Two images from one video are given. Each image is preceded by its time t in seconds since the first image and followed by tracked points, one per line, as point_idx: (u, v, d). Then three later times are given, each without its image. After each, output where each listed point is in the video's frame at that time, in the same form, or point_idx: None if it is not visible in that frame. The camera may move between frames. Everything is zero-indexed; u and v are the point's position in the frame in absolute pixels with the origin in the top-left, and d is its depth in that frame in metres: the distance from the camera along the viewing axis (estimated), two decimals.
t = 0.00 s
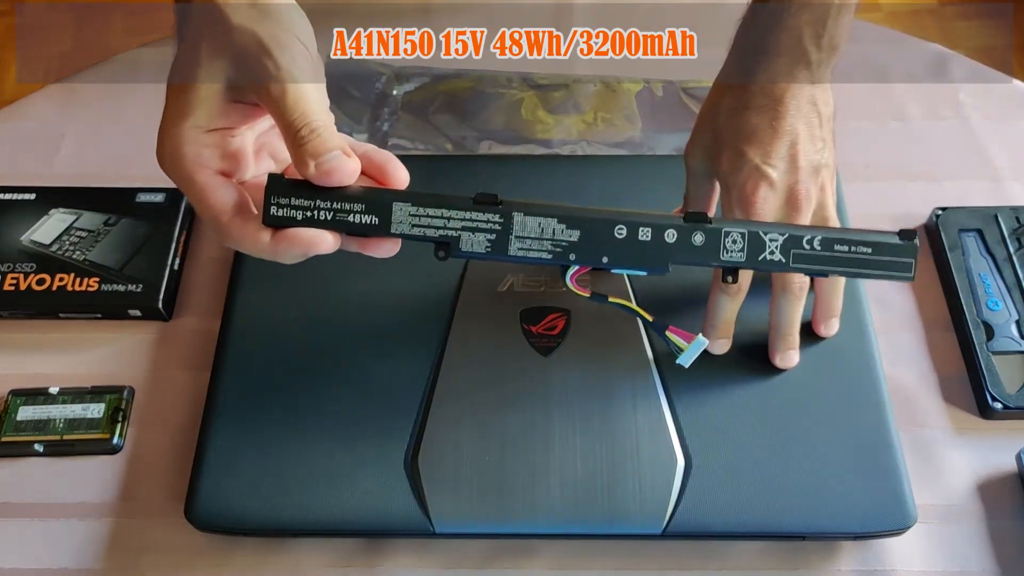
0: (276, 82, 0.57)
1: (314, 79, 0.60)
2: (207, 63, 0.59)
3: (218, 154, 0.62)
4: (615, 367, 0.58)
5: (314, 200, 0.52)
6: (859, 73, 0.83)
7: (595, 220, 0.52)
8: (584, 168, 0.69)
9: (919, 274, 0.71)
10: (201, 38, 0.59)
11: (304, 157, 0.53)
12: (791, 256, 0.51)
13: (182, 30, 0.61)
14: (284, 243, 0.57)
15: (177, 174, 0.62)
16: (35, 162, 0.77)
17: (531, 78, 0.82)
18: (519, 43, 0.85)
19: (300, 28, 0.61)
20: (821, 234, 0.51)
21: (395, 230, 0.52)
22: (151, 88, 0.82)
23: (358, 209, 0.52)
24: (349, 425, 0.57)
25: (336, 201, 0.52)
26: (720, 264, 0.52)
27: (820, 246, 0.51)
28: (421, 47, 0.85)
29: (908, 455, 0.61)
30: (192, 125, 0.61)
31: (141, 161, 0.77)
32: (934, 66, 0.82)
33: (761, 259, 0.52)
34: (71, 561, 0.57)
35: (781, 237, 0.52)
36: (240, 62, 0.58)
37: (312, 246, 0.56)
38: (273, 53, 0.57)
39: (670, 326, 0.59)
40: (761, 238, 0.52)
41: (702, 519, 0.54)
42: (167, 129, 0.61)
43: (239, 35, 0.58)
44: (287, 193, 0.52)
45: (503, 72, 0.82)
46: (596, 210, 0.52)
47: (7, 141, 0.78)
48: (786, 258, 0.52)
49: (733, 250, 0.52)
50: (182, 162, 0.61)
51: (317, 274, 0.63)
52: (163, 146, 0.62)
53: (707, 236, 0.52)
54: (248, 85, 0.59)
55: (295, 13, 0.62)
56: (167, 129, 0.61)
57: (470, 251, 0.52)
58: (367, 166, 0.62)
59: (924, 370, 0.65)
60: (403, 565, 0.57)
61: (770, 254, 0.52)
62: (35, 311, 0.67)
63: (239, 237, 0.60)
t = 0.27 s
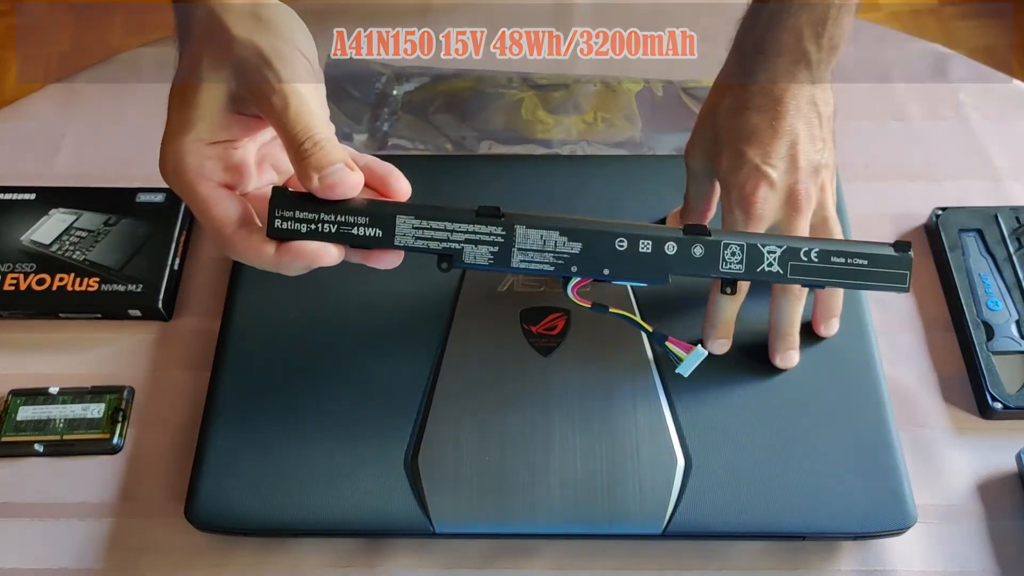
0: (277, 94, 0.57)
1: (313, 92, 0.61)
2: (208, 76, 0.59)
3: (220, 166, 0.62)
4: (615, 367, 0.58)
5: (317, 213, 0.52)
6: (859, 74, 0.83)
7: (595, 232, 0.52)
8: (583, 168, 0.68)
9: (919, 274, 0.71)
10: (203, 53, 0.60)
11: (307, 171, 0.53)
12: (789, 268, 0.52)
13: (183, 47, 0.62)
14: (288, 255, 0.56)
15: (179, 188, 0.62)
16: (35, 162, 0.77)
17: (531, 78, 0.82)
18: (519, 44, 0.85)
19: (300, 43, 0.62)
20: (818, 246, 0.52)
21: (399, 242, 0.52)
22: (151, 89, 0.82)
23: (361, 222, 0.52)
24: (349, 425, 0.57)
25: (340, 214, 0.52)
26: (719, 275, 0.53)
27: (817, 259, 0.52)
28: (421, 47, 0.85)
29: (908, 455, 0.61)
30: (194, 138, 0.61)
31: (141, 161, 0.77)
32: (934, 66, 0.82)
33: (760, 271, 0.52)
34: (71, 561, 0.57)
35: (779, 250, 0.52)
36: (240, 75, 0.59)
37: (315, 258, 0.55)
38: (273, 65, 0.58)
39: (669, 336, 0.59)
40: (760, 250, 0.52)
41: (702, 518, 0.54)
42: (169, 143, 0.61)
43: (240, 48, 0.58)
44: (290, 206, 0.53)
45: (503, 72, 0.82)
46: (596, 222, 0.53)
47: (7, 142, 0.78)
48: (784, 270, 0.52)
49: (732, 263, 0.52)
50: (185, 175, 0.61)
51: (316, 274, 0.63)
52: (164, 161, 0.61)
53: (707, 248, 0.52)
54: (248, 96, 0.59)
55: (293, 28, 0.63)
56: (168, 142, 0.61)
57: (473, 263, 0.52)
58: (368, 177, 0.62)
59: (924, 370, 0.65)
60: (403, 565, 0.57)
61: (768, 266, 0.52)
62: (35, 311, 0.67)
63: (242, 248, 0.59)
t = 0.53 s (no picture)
0: (271, 98, 0.56)
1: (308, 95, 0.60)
2: (203, 80, 0.59)
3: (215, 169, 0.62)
4: (615, 367, 0.58)
5: (311, 216, 0.52)
6: (859, 73, 0.83)
7: (585, 236, 0.52)
8: (583, 167, 0.68)
9: (919, 274, 0.71)
10: (198, 56, 0.59)
11: (301, 175, 0.53)
12: (775, 273, 0.52)
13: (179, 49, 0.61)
14: (281, 257, 0.57)
15: (176, 190, 0.62)
16: (35, 162, 0.77)
17: (531, 78, 0.82)
18: (519, 44, 0.85)
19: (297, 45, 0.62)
20: (803, 251, 0.52)
21: (390, 245, 0.52)
22: (151, 89, 0.82)
23: (354, 225, 0.52)
24: (349, 425, 0.57)
25: (333, 216, 0.52)
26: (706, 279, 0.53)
27: (802, 263, 0.52)
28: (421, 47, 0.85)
29: (908, 455, 0.61)
30: (190, 141, 0.60)
31: (141, 161, 0.77)
32: (934, 66, 0.82)
33: (747, 275, 0.52)
34: (71, 561, 0.57)
35: (765, 254, 0.52)
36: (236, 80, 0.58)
37: (308, 260, 0.57)
38: (268, 69, 0.57)
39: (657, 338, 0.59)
40: (746, 255, 0.52)
41: (702, 518, 0.54)
42: (164, 145, 0.61)
43: (235, 51, 0.58)
44: (284, 209, 0.53)
45: (503, 72, 0.82)
46: (585, 226, 0.52)
47: (7, 141, 0.78)
48: (769, 274, 0.52)
49: (719, 267, 0.52)
50: (181, 177, 0.61)
51: (316, 274, 0.63)
52: (160, 162, 0.62)
53: (695, 252, 0.52)
54: (243, 100, 0.59)
55: (290, 28, 0.62)
56: (164, 144, 0.61)
57: (464, 266, 0.52)
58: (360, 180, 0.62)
59: (924, 370, 0.65)
60: (403, 565, 0.57)
61: (754, 270, 0.52)
62: (35, 311, 0.67)
63: (237, 251, 0.60)
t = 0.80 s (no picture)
0: (269, 91, 0.56)
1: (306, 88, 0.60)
2: (202, 74, 0.59)
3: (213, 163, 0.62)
4: (614, 367, 0.58)
5: (308, 208, 0.52)
6: (859, 73, 0.83)
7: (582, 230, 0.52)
8: (583, 167, 0.68)
9: (919, 274, 0.71)
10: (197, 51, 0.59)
11: (299, 167, 0.52)
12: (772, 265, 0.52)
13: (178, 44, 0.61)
14: (280, 249, 0.56)
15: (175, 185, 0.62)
16: (35, 162, 0.77)
17: (531, 78, 0.82)
18: (519, 44, 0.85)
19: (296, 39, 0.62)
20: (801, 244, 0.52)
21: (388, 238, 0.52)
22: (151, 89, 0.82)
23: (352, 217, 0.52)
24: (349, 425, 0.57)
25: (330, 209, 0.52)
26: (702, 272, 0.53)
27: (800, 257, 0.52)
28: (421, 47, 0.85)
29: (908, 455, 0.61)
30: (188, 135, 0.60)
31: (141, 161, 0.77)
32: (934, 66, 0.82)
33: (743, 269, 0.53)
34: (71, 561, 0.57)
35: (762, 247, 0.53)
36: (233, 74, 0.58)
37: (307, 253, 0.57)
38: (266, 62, 0.58)
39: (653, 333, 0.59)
40: (743, 248, 0.52)
41: (702, 518, 0.54)
42: (163, 140, 0.61)
43: (234, 45, 0.58)
44: (281, 202, 0.52)
45: (503, 72, 0.82)
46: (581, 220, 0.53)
47: (7, 141, 0.78)
48: (766, 268, 0.53)
49: (716, 260, 0.53)
50: (179, 171, 0.61)
51: (316, 274, 0.63)
52: (159, 157, 0.61)
53: (691, 245, 0.52)
54: (242, 93, 0.59)
55: (288, 23, 0.62)
56: (163, 138, 0.61)
57: (461, 259, 0.52)
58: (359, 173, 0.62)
59: (924, 370, 0.65)
60: (403, 565, 0.57)
61: (752, 263, 0.53)
62: (35, 311, 0.67)
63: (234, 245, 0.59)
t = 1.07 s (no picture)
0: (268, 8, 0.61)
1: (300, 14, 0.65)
2: None
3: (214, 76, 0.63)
4: (614, 367, 0.58)
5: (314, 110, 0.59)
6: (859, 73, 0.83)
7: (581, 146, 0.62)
8: (584, 166, 0.68)
9: (919, 274, 0.71)
10: None
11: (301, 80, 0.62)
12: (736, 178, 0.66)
13: None
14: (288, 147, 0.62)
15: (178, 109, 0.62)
16: (34, 162, 0.77)
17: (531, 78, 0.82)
18: (519, 44, 0.85)
19: None
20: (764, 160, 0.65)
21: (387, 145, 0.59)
22: (151, 89, 0.82)
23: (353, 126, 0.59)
24: (349, 425, 0.57)
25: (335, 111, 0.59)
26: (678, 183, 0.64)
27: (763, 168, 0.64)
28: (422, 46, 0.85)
29: (908, 455, 0.61)
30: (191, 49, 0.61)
31: (141, 161, 0.77)
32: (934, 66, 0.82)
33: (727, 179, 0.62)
34: (72, 561, 0.57)
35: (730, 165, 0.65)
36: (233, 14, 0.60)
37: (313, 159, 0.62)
38: None
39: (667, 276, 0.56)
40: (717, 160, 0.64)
41: (702, 519, 0.54)
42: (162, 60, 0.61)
43: None
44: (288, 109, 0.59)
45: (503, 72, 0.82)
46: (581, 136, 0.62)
47: (7, 141, 0.78)
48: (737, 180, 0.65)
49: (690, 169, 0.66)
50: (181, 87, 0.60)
51: (315, 274, 0.63)
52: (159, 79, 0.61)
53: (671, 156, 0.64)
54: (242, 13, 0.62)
55: None
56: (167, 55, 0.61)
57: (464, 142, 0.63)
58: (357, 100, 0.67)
59: (924, 370, 0.65)
60: (403, 565, 0.57)
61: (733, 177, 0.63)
62: (35, 311, 0.67)
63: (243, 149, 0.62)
